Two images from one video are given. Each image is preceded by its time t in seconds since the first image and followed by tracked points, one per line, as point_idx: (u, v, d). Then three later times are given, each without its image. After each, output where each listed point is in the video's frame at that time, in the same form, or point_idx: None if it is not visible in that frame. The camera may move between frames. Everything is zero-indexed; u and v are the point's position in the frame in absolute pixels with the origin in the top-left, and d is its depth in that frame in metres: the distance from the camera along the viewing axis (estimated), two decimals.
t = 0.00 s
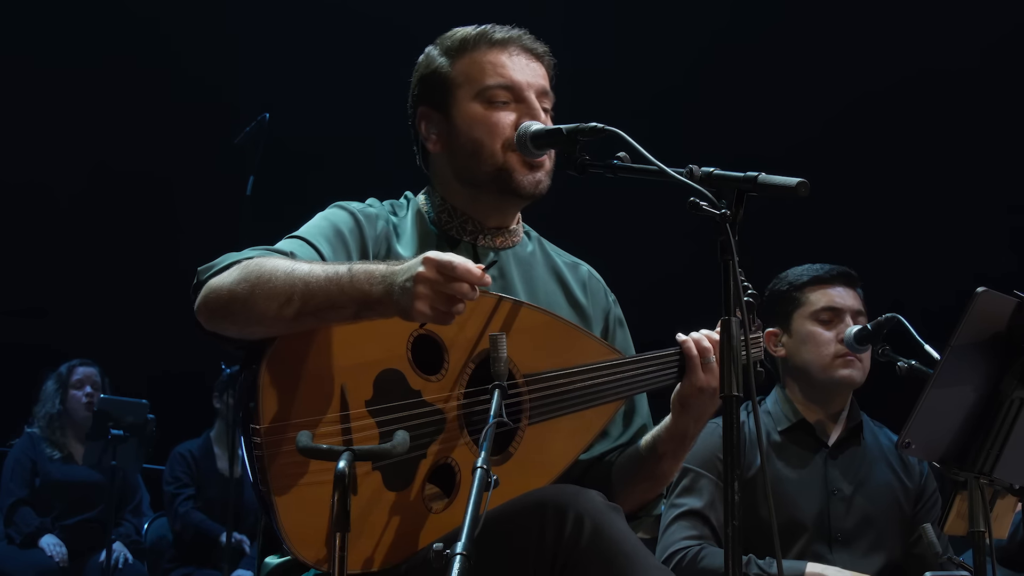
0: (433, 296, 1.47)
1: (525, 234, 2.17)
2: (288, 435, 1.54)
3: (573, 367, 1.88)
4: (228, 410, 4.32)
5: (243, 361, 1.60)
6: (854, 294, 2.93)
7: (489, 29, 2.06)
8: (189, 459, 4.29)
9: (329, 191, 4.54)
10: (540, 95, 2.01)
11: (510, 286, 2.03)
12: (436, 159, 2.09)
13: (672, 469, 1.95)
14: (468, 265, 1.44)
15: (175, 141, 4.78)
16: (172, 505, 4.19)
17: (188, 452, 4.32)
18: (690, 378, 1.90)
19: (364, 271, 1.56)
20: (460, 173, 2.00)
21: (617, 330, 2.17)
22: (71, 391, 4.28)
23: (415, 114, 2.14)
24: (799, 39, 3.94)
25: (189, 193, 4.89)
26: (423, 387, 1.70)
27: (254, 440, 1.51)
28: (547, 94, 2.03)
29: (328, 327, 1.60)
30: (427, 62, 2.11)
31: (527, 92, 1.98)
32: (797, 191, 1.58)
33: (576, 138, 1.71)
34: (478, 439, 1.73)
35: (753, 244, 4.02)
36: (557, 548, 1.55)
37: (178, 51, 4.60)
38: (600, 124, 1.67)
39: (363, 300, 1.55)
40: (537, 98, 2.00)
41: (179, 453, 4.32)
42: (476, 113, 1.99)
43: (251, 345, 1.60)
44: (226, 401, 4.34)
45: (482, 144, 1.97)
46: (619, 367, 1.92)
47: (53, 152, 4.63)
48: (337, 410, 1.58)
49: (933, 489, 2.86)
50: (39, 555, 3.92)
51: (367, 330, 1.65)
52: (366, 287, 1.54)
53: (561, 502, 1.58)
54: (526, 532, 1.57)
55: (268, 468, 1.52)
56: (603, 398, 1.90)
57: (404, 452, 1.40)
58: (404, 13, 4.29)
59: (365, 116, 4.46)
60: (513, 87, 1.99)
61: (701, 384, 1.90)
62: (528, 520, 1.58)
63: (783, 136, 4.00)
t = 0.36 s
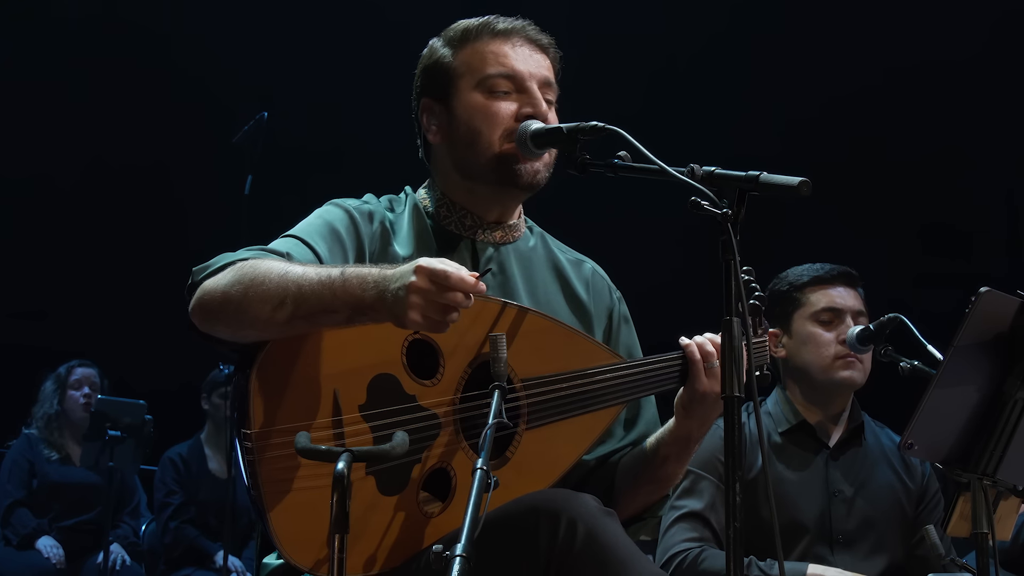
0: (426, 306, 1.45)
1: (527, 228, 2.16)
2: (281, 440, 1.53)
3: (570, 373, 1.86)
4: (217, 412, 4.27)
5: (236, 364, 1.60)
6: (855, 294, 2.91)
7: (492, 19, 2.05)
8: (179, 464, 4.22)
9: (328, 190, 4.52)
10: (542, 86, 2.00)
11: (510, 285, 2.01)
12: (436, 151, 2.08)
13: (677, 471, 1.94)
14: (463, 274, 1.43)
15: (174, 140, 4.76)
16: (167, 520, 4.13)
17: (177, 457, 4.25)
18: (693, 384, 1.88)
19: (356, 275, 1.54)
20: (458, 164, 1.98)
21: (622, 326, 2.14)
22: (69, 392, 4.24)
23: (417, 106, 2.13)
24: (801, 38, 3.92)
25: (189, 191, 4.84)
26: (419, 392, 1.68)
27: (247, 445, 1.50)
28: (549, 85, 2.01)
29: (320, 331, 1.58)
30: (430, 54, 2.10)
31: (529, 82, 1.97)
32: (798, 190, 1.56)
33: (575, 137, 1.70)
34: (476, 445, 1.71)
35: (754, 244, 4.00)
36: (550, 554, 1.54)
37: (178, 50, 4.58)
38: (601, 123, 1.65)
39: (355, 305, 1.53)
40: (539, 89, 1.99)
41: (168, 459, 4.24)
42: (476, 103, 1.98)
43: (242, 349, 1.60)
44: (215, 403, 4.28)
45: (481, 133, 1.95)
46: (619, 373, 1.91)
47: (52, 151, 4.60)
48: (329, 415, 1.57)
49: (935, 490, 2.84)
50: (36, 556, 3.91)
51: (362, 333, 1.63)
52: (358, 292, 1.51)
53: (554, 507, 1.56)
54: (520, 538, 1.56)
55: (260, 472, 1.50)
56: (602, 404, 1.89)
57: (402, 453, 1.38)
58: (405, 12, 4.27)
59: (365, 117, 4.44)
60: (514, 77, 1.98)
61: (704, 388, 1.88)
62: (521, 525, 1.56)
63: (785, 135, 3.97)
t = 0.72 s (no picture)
0: (424, 307, 1.44)
1: (521, 224, 2.14)
2: (278, 441, 1.51)
3: (569, 373, 1.84)
4: (209, 413, 4.27)
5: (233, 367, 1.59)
6: (856, 294, 2.89)
7: (481, 15, 2.04)
8: (172, 467, 4.19)
9: (327, 192, 4.51)
10: (534, 83, 1.98)
11: (507, 282, 2.00)
12: (428, 149, 2.07)
13: (674, 467, 1.91)
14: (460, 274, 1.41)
15: (174, 140, 4.75)
16: (166, 532, 4.09)
17: (170, 460, 4.22)
18: (693, 382, 1.87)
19: (351, 274, 1.52)
20: (451, 163, 1.97)
21: (618, 320, 2.12)
22: (66, 393, 4.22)
23: (408, 104, 2.12)
24: (803, 37, 3.90)
25: (188, 192, 4.82)
26: (418, 393, 1.66)
27: (244, 446, 1.49)
28: (541, 81, 2.00)
29: (316, 331, 1.57)
30: (420, 51, 2.08)
31: (521, 80, 1.95)
32: (800, 190, 1.55)
33: (576, 137, 1.69)
34: (475, 446, 1.70)
35: (755, 245, 3.99)
36: (551, 555, 1.52)
37: (177, 50, 4.56)
38: (601, 123, 1.63)
39: (350, 305, 1.51)
40: (531, 86, 1.97)
41: (160, 463, 4.21)
42: (468, 102, 1.96)
43: (242, 349, 1.57)
44: (207, 405, 4.28)
45: (474, 133, 1.94)
46: (619, 372, 1.89)
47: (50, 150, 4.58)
48: (327, 415, 1.56)
49: (937, 491, 2.82)
50: (33, 559, 3.92)
51: (361, 332, 1.62)
52: (354, 292, 1.50)
53: (555, 509, 1.55)
54: (519, 540, 1.54)
55: (257, 474, 1.49)
56: (601, 402, 1.88)
57: (401, 454, 1.37)
58: (406, 13, 4.26)
59: (366, 118, 4.43)
60: (506, 75, 1.96)
61: (704, 386, 1.87)
62: (523, 526, 1.55)
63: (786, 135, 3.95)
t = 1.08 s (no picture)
0: (410, 268, 1.43)
1: (513, 231, 2.12)
2: (276, 444, 1.49)
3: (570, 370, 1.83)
4: (202, 416, 4.25)
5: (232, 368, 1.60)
6: (859, 297, 2.88)
7: (458, 16, 2.05)
8: (167, 471, 4.17)
9: (325, 194, 4.49)
10: (519, 73, 1.98)
11: (502, 286, 1.98)
12: (421, 154, 2.04)
13: (680, 469, 1.89)
14: (445, 216, 1.41)
15: (172, 142, 4.72)
16: (164, 537, 4.08)
17: (164, 464, 4.20)
18: (694, 381, 1.85)
19: (350, 259, 1.52)
20: (447, 160, 1.96)
21: (610, 330, 2.10)
22: (63, 396, 4.19)
23: (396, 114, 2.10)
24: (804, 38, 3.88)
25: (185, 193, 4.83)
26: (417, 395, 1.65)
27: (241, 450, 1.47)
28: (526, 71, 2.00)
29: (317, 326, 1.57)
30: (402, 60, 2.08)
31: (506, 69, 1.95)
32: (803, 191, 1.53)
33: (577, 138, 1.67)
34: (475, 448, 1.68)
35: (757, 247, 3.97)
36: (552, 558, 1.51)
37: (175, 51, 4.54)
38: (602, 124, 1.62)
39: (351, 287, 1.50)
40: (516, 75, 1.97)
41: (155, 467, 4.19)
42: (455, 96, 1.95)
43: (236, 351, 1.57)
44: (199, 408, 4.26)
45: (466, 124, 1.93)
46: (620, 371, 1.87)
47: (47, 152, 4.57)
48: (326, 418, 1.54)
49: (941, 495, 2.81)
50: (29, 562, 3.88)
51: (360, 333, 1.61)
52: (353, 273, 1.49)
53: (554, 511, 1.53)
54: (520, 543, 1.53)
55: (255, 478, 1.47)
56: (603, 401, 1.86)
57: (401, 458, 1.35)
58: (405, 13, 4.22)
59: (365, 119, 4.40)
60: (491, 66, 1.96)
61: (706, 384, 1.85)
62: (524, 528, 1.53)
63: (787, 136, 3.93)
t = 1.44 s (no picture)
0: (402, 273, 1.41)
1: (514, 234, 2.10)
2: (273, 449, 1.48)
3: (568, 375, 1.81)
4: (198, 418, 4.24)
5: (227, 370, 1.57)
6: (862, 298, 2.86)
7: (461, 18, 2.03)
8: (163, 475, 4.15)
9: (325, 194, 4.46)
10: (521, 77, 1.96)
11: (500, 289, 1.97)
12: (420, 155, 2.03)
13: (678, 477, 1.88)
14: (430, 217, 1.39)
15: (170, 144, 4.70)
16: (162, 540, 4.06)
17: (160, 468, 4.18)
18: (693, 388, 1.83)
19: (344, 262, 1.50)
20: (445, 162, 1.94)
21: (611, 337, 2.09)
22: (61, 399, 4.17)
23: (397, 114, 2.08)
24: (805, 39, 3.86)
25: (184, 194, 4.77)
26: (414, 400, 1.63)
27: (237, 455, 1.46)
28: (528, 75, 1.98)
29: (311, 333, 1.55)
30: (404, 60, 2.06)
31: (508, 72, 1.94)
32: (804, 193, 1.52)
33: (577, 138, 1.66)
34: (473, 454, 1.67)
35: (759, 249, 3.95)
36: (549, 559, 1.49)
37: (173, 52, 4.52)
38: (603, 124, 1.60)
39: (346, 290, 1.47)
40: (518, 79, 1.95)
41: (152, 470, 4.17)
42: (456, 97, 1.94)
43: (231, 356, 1.56)
44: (195, 410, 4.25)
45: (465, 126, 1.92)
46: (621, 377, 1.85)
47: (46, 155, 4.56)
48: (323, 423, 1.52)
49: (943, 498, 2.80)
50: (25, 566, 3.87)
51: (357, 339, 1.59)
52: (348, 277, 1.47)
53: (552, 514, 1.51)
54: (518, 546, 1.51)
55: (251, 482, 1.46)
56: (603, 407, 1.84)
57: (400, 461, 1.33)
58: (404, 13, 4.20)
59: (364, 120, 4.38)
60: (493, 69, 1.94)
61: (705, 391, 1.83)
62: (523, 531, 1.51)
63: (789, 137, 3.91)
